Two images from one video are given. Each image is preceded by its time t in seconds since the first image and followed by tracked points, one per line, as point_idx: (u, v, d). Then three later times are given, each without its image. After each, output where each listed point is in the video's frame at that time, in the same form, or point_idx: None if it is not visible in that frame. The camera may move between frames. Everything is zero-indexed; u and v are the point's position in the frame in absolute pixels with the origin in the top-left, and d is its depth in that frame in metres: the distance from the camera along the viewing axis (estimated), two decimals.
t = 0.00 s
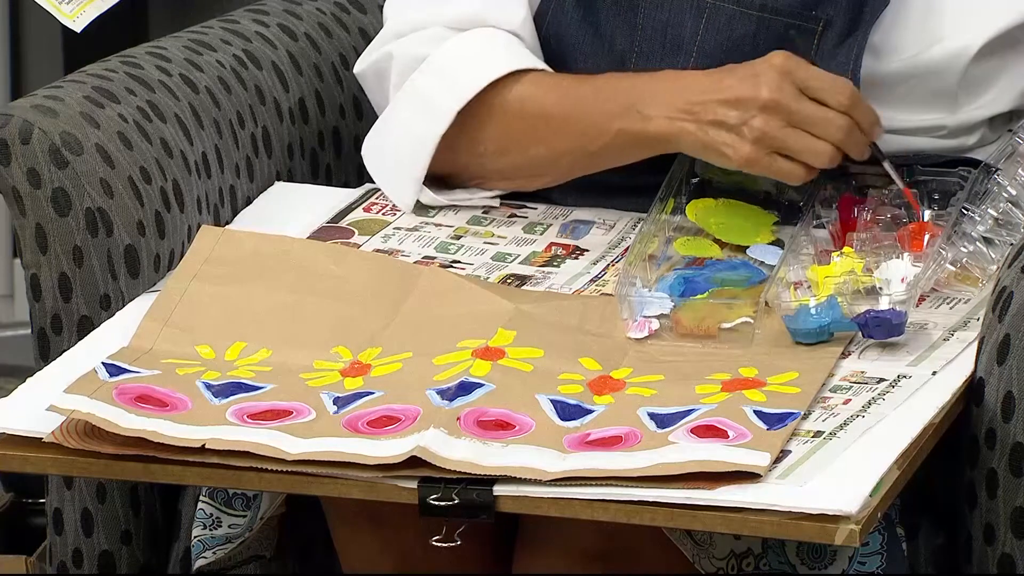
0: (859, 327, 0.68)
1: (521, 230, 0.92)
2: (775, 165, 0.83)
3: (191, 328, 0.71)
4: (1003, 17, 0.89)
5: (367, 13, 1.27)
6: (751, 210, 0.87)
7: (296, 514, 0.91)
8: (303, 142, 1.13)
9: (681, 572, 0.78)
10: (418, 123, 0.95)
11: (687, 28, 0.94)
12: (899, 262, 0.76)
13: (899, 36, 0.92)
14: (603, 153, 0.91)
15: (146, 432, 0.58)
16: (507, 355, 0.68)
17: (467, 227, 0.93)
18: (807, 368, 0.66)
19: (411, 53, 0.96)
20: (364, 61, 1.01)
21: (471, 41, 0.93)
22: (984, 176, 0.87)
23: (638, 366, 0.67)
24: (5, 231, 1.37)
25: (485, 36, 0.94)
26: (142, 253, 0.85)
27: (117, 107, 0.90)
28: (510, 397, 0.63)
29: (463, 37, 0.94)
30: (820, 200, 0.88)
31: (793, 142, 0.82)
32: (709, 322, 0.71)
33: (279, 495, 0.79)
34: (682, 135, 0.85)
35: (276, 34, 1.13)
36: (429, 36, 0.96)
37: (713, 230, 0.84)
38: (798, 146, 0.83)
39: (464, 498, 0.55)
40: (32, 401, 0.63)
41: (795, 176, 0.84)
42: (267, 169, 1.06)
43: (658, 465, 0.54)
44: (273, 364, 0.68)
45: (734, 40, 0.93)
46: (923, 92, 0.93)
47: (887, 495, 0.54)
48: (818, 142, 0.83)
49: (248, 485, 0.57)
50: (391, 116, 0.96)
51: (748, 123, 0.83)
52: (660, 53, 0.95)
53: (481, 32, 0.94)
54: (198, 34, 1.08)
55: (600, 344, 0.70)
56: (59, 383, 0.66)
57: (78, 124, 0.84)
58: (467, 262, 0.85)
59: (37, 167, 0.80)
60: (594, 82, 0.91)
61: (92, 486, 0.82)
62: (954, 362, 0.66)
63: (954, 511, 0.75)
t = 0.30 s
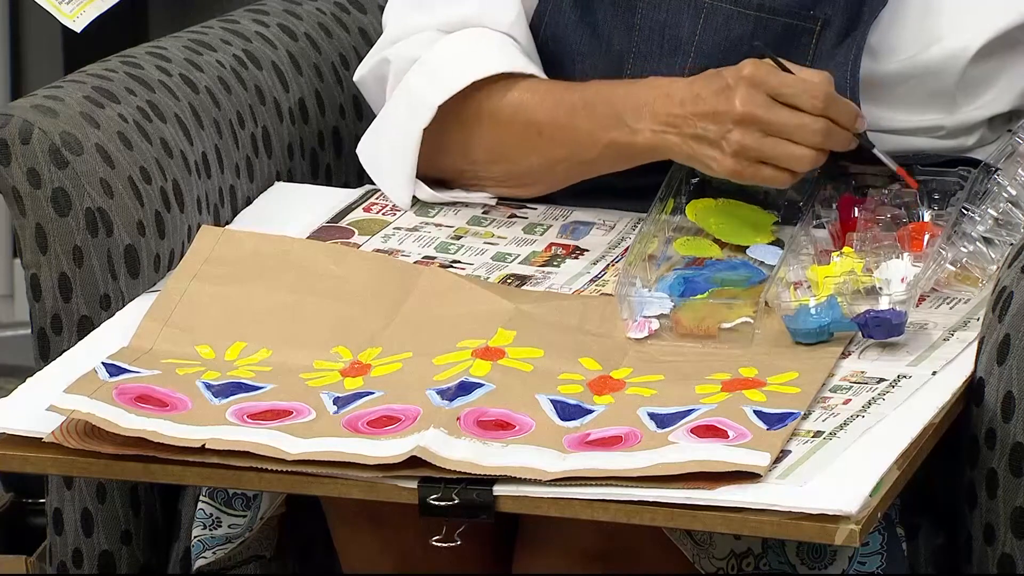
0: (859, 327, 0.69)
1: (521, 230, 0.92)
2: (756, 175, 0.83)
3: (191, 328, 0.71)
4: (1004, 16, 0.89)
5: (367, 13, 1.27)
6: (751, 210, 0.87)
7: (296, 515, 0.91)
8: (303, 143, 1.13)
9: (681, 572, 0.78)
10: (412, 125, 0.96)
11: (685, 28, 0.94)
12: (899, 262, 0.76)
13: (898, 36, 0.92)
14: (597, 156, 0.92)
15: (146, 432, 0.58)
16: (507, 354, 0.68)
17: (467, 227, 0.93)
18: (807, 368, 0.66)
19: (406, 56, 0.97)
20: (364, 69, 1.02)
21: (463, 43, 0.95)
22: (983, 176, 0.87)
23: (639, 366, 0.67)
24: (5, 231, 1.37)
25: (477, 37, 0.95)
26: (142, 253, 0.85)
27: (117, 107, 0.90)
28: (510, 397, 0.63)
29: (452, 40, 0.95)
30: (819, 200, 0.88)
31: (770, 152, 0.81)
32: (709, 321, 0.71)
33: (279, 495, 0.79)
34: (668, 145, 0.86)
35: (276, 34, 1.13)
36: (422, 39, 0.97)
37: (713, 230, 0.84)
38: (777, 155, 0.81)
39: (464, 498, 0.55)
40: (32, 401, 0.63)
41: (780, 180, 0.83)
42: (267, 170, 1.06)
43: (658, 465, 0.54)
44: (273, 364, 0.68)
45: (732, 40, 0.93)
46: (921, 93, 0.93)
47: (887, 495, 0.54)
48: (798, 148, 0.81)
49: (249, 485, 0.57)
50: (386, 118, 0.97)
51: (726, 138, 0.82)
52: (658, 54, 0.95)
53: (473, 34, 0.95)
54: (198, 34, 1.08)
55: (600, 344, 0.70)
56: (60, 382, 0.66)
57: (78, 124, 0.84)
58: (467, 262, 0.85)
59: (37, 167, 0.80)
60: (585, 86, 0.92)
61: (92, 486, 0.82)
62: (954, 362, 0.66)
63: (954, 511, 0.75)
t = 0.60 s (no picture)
0: (859, 327, 0.69)
1: (521, 230, 0.92)
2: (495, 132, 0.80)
3: (191, 328, 0.71)
4: (1006, 20, 0.88)
5: (367, 13, 1.27)
6: (751, 211, 0.87)
7: (296, 514, 0.91)
8: (303, 142, 1.13)
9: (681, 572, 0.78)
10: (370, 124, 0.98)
11: (685, 28, 0.96)
12: (899, 261, 0.76)
13: (898, 39, 0.92)
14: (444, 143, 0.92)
15: (146, 432, 0.58)
16: (507, 354, 0.68)
17: (467, 227, 0.93)
18: (807, 368, 0.66)
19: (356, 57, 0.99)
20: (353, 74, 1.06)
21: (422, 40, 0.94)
22: (983, 176, 0.87)
23: (639, 366, 0.67)
24: (5, 231, 1.37)
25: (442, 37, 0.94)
26: (142, 253, 0.85)
27: (117, 107, 0.90)
28: (510, 397, 0.63)
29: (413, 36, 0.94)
30: (819, 200, 0.88)
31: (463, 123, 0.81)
32: (710, 321, 0.71)
33: (279, 495, 0.79)
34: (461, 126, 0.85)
35: (276, 34, 1.13)
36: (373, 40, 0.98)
37: (712, 231, 0.84)
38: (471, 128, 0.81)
39: (464, 498, 0.55)
40: (32, 401, 0.63)
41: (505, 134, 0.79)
42: (267, 170, 1.06)
43: (658, 465, 0.54)
44: (273, 364, 0.68)
45: (732, 40, 0.95)
46: (920, 98, 0.92)
47: (887, 495, 0.54)
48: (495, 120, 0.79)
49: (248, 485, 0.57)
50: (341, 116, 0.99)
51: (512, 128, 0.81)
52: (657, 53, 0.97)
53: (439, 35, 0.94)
54: (198, 34, 1.08)
55: (600, 343, 0.70)
56: (59, 383, 0.66)
57: (79, 124, 0.84)
58: (467, 262, 0.85)
59: (37, 167, 0.80)
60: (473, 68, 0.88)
61: (92, 486, 0.82)
62: (954, 362, 0.66)
63: (954, 512, 0.75)
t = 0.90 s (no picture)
0: (859, 327, 0.69)
1: (520, 230, 0.92)
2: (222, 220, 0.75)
3: (191, 327, 0.71)
4: (999, 26, 0.89)
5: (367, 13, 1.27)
6: (750, 212, 0.87)
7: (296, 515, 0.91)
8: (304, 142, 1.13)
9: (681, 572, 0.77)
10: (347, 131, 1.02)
11: (676, 31, 0.94)
12: (898, 262, 0.76)
13: (887, 45, 0.92)
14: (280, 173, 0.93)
15: (146, 432, 0.58)
16: (507, 354, 0.68)
17: (466, 227, 0.93)
18: (806, 368, 0.66)
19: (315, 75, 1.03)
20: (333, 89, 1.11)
21: (356, 55, 0.95)
22: (982, 176, 0.87)
23: (638, 366, 0.67)
24: (5, 231, 1.37)
25: (383, 55, 0.95)
26: (142, 253, 0.85)
27: (117, 107, 0.90)
28: (509, 397, 0.63)
29: (347, 48, 0.96)
30: (818, 200, 0.88)
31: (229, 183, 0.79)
32: (710, 321, 0.71)
33: (279, 495, 0.78)
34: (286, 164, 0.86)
35: (276, 34, 1.13)
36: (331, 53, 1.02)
37: (711, 232, 0.84)
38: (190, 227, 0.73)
39: (463, 498, 0.55)
40: (33, 401, 0.63)
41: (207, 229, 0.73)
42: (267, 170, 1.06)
43: (657, 465, 0.54)
44: (273, 364, 0.68)
45: (725, 42, 0.93)
46: (912, 102, 0.93)
47: (887, 495, 0.54)
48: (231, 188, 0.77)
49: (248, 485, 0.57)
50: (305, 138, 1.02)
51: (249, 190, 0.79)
52: (649, 56, 0.95)
53: (382, 50, 0.96)
54: (198, 34, 1.08)
55: (600, 343, 0.70)
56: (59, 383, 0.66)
57: (78, 124, 0.84)
58: (466, 262, 0.85)
59: (37, 167, 0.80)
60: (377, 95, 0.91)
61: (92, 486, 0.81)
62: (954, 362, 0.66)
63: (954, 511, 0.75)
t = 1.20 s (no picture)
0: (859, 327, 0.69)
1: (520, 231, 0.92)
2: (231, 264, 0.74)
3: (191, 328, 0.71)
4: (998, 26, 0.89)
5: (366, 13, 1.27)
6: (750, 212, 0.87)
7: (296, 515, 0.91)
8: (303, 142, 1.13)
9: (681, 572, 0.77)
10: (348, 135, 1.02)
11: (676, 33, 0.94)
12: (898, 262, 0.76)
13: (888, 45, 0.92)
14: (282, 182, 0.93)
15: (147, 442, 0.58)
16: (507, 354, 0.68)
17: (467, 228, 0.93)
18: (806, 368, 0.66)
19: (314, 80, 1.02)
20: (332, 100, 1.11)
21: (357, 60, 0.95)
22: (982, 176, 0.87)
23: (638, 366, 0.67)
24: (5, 231, 1.38)
25: (384, 59, 0.95)
26: (142, 253, 0.85)
27: (117, 107, 0.90)
28: (509, 397, 0.63)
29: (351, 51, 0.96)
30: (818, 200, 0.88)
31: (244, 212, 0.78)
32: (709, 322, 0.71)
33: (279, 495, 0.78)
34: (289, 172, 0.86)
35: (276, 34, 1.13)
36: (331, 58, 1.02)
37: (710, 232, 0.84)
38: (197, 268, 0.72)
39: (464, 498, 0.55)
40: (33, 402, 0.63)
41: (214, 274, 0.72)
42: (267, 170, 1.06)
43: (657, 464, 0.55)
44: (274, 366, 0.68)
45: (725, 44, 0.93)
46: (912, 102, 0.93)
47: (887, 495, 0.54)
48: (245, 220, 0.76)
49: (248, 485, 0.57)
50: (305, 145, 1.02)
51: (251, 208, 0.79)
52: (649, 58, 0.95)
53: (384, 54, 0.96)
54: (198, 34, 1.08)
55: (600, 344, 0.70)
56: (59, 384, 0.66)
57: (79, 124, 0.84)
58: (466, 263, 0.85)
59: (37, 167, 0.80)
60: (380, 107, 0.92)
61: (92, 486, 0.81)
62: (954, 362, 0.66)
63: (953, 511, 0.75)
